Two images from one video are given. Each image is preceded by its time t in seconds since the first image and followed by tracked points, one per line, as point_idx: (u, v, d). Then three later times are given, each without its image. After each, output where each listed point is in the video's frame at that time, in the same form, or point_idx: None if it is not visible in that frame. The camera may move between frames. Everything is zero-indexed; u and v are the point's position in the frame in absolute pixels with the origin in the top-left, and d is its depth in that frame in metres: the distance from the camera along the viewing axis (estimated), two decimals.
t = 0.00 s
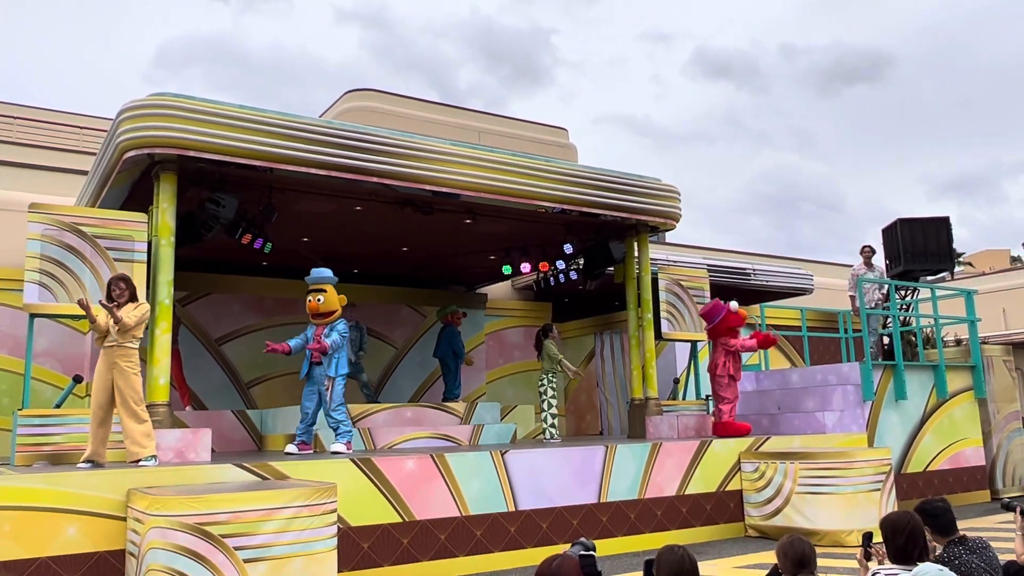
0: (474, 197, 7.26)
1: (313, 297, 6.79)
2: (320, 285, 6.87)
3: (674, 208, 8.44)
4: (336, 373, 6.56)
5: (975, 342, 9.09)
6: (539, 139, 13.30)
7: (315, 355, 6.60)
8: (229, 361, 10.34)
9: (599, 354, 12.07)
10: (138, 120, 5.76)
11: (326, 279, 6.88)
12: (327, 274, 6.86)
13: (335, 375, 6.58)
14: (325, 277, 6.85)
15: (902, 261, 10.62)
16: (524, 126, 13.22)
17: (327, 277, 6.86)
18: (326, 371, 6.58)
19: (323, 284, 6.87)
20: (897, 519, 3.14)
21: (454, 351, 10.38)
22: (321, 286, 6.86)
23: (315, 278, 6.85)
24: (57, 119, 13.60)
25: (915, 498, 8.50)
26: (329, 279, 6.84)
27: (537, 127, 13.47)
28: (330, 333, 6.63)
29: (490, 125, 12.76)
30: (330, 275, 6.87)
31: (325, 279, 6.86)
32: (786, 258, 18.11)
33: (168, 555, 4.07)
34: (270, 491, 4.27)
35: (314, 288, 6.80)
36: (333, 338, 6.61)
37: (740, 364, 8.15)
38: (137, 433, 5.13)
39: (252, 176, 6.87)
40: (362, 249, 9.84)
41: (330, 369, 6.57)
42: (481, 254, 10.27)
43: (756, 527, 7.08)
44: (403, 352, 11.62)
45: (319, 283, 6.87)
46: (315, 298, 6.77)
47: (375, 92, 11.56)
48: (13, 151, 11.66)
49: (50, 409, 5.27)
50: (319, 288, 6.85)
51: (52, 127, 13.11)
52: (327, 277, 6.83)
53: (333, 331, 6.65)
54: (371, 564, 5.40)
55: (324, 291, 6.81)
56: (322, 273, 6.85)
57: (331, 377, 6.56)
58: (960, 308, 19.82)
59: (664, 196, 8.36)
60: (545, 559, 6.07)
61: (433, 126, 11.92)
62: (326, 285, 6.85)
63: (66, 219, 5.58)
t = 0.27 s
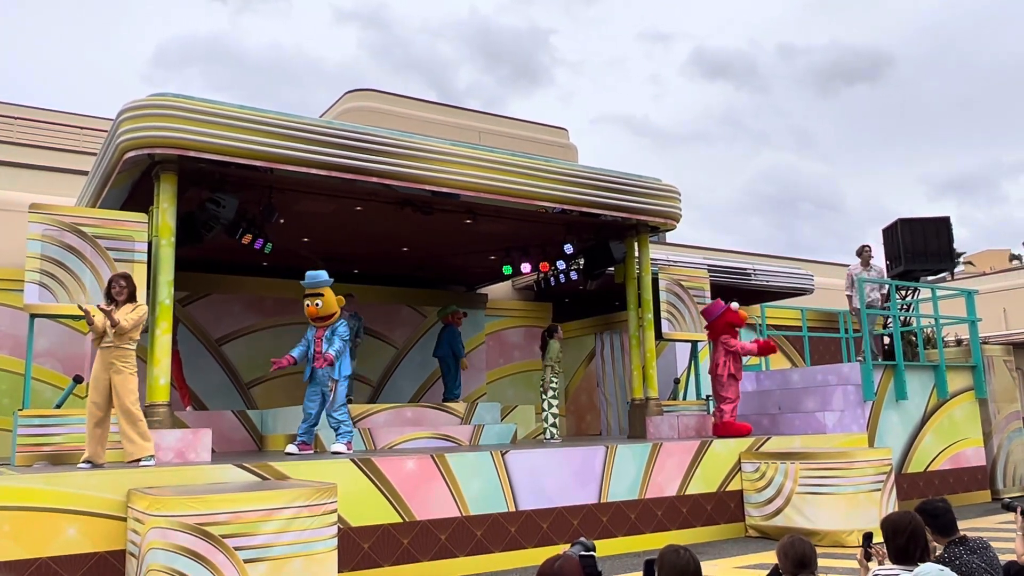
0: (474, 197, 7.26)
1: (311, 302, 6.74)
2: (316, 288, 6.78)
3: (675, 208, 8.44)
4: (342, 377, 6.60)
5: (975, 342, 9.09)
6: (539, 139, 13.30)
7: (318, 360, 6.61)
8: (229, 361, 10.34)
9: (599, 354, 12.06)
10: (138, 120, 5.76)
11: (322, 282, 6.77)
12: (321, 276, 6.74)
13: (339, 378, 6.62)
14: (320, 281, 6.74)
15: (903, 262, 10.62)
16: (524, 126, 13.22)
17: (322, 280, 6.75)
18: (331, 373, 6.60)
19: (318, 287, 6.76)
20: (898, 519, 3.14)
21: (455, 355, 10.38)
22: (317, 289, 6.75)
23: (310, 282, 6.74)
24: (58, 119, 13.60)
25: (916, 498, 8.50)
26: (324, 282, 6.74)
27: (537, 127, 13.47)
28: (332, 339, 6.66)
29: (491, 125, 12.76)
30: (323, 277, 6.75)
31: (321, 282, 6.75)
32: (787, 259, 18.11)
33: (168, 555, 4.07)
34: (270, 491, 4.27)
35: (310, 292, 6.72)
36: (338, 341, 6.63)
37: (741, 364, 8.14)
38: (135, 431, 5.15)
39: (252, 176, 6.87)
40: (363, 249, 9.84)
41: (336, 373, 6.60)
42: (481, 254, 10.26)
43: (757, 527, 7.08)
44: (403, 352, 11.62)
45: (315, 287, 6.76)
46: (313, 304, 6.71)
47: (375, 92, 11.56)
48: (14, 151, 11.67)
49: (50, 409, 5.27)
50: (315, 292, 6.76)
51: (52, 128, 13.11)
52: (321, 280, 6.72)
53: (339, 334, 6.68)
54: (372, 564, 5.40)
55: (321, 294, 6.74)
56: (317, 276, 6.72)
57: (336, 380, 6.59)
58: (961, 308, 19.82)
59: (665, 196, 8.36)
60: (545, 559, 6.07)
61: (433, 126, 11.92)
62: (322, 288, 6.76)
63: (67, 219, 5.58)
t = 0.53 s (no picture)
0: (474, 197, 7.25)
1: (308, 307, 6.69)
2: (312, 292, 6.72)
3: (675, 208, 8.44)
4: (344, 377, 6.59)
5: (976, 342, 9.09)
6: (539, 139, 13.30)
7: (318, 360, 6.67)
8: (230, 362, 10.34)
9: (600, 355, 12.06)
10: (138, 121, 5.76)
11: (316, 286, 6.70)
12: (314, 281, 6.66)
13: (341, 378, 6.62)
14: (315, 286, 6.67)
15: (904, 262, 10.62)
16: (525, 126, 13.22)
17: (317, 285, 6.67)
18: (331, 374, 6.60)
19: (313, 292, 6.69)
20: (899, 519, 3.13)
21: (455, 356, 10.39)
22: (313, 294, 6.68)
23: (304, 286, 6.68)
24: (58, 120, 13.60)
25: (917, 498, 8.50)
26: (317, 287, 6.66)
27: (538, 127, 13.47)
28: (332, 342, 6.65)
29: (491, 125, 12.77)
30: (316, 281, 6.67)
31: (315, 287, 6.68)
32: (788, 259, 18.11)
33: (169, 556, 4.07)
34: (270, 491, 4.27)
35: (306, 299, 6.66)
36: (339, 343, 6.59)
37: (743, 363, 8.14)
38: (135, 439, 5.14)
39: (253, 176, 6.86)
40: (363, 249, 9.84)
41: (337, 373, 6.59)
42: (482, 255, 10.26)
43: (757, 527, 7.08)
44: (403, 352, 11.62)
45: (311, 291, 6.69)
46: (311, 309, 6.67)
47: (375, 92, 11.56)
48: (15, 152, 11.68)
49: (50, 410, 5.27)
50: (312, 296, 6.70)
51: (53, 128, 13.11)
52: (315, 285, 6.64)
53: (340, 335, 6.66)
54: (373, 564, 5.40)
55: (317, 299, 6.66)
56: (311, 281, 6.66)
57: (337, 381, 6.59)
58: (961, 309, 19.81)
59: (665, 196, 8.36)
60: (546, 559, 6.07)
61: (433, 126, 11.92)
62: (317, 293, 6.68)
63: (68, 220, 5.58)
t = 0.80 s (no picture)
0: (474, 197, 7.25)
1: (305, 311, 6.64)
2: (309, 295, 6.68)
3: (675, 208, 8.44)
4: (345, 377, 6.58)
5: (977, 342, 9.08)
6: (540, 139, 13.30)
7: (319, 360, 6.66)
8: (230, 362, 10.34)
9: (601, 355, 12.06)
10: (139, 121, 5.76)
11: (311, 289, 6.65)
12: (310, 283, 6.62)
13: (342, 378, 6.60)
14: (311, 290, 6.62)
15: (905, 262, 10.62)
16: (525, 126, 13.23)
17: (313, 289, 6.63)
18: (331, 374, 6.58)
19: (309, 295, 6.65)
20: (900, 520, 3.13)
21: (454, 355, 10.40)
22: (309, 297, 6.63)
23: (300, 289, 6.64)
24: (59, 120, 13.62)
25: (917, 498, 8.50)
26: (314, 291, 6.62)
27: (538, 127, 13.47)
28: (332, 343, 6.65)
29: (492, 125, 12.77)
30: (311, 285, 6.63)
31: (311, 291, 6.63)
32: (788, 258, 18.11)
33: (170, 556, 4.07)
34: (271, 492, 4.26)
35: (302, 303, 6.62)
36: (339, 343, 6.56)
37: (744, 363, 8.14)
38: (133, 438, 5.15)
39: (254, 176, 6.86)
40: (364, 249, 9.84)
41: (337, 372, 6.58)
42: (482, 254, 10.26)
43: (758, 527, 7.09)
44: (404, 352, 11.62)
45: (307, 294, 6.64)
46: (309, 313, 6.63)
47: (376, 92, 11.56)
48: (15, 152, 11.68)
49: (51, 410, 5.27)
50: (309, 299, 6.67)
51: (54, 128, 13.12)
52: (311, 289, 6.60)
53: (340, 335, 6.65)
54: (373, 565, 5.40)
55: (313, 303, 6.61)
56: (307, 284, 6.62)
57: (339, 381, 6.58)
58: (962, 309, 19.81)
59: (665, 196, 8.35)
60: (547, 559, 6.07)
61: (434, 126, 11.92)
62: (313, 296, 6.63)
63: (69, 220, 5.58)
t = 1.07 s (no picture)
0: (475, 197, 7.25)
1: (306, 305, 6.68)
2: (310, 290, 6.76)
3: (676, 207, 8.43)
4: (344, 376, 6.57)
5: (977, 342, 9.07)
6: (540, 139, 13.30)
7: (318, 358, 6.64)
8: (231, 362, 10.34)
9: (601, 355, 12.05)
10: (140, 121, 5.76)
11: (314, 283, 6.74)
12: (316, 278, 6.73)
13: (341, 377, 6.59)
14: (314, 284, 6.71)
15: (905, 262, 10.62)
16: (525, 126, 13.23)
17: (316, 282, 6.72)
18: (331, 375, 6.57)
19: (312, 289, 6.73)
20: (901, 519, 3.13)
21: (453, 354, 10.40)
22: (312, 291, 6.71)
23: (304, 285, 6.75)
24: (59, 120, 13.63)
25: (918, 498, 8.49)
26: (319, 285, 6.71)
27: (539, 127, 13.47)
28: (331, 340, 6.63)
29: (492, 125, 12.77)
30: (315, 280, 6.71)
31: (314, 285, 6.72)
32: (788, 258, 18.11)
33: (171, 556, 4.07)
34: (271, 492, 4.26)
35: (303, 297, 6.68)
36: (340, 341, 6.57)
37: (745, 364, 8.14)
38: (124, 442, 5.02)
39: (254, 177, 6.86)
40: (364, 249, 9.85)
41: (336, 372, 6.58)
42: (483, 254, 10.26)
43: (758, 527, 7.09)
44: (404, 353, 11.63)
45: (310, 288, 6.73)
46: (310, 305, 6.66)
47: (377, 92, 11.57)
48: (15, 152, 11.68)
49: (52, 410, 5.28)
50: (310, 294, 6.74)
51: (54, 128, 13.12)
52: (315, 282, 6.69)
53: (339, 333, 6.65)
54: (374, 565, 5.40)
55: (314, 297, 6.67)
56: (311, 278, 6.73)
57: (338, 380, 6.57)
58: (962, 308, 19.81)
59: (665, 196, 8.35)
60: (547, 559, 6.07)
61: (434, 126, 11.93)
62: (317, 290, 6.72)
63: (70, 220, 5.59)
